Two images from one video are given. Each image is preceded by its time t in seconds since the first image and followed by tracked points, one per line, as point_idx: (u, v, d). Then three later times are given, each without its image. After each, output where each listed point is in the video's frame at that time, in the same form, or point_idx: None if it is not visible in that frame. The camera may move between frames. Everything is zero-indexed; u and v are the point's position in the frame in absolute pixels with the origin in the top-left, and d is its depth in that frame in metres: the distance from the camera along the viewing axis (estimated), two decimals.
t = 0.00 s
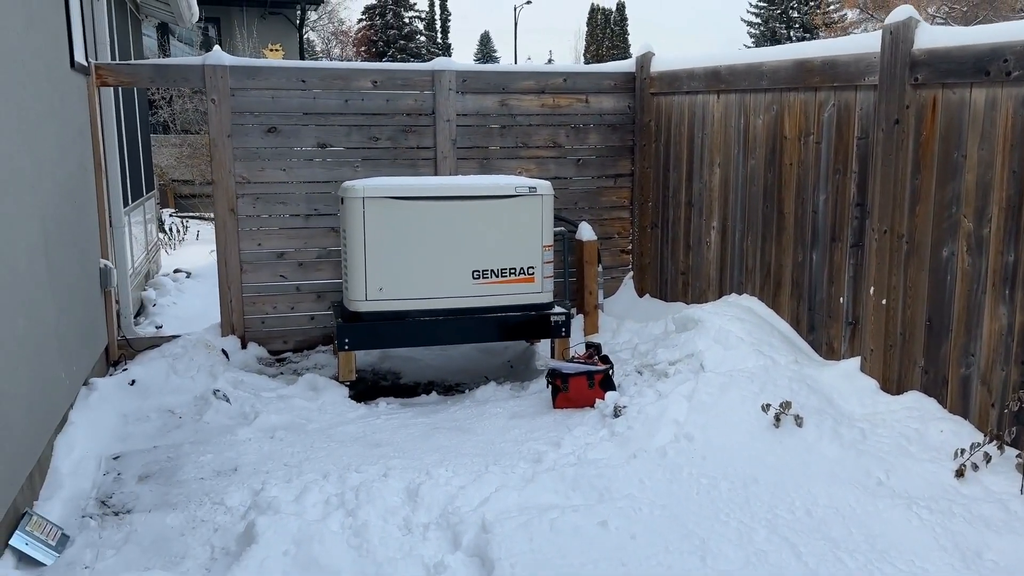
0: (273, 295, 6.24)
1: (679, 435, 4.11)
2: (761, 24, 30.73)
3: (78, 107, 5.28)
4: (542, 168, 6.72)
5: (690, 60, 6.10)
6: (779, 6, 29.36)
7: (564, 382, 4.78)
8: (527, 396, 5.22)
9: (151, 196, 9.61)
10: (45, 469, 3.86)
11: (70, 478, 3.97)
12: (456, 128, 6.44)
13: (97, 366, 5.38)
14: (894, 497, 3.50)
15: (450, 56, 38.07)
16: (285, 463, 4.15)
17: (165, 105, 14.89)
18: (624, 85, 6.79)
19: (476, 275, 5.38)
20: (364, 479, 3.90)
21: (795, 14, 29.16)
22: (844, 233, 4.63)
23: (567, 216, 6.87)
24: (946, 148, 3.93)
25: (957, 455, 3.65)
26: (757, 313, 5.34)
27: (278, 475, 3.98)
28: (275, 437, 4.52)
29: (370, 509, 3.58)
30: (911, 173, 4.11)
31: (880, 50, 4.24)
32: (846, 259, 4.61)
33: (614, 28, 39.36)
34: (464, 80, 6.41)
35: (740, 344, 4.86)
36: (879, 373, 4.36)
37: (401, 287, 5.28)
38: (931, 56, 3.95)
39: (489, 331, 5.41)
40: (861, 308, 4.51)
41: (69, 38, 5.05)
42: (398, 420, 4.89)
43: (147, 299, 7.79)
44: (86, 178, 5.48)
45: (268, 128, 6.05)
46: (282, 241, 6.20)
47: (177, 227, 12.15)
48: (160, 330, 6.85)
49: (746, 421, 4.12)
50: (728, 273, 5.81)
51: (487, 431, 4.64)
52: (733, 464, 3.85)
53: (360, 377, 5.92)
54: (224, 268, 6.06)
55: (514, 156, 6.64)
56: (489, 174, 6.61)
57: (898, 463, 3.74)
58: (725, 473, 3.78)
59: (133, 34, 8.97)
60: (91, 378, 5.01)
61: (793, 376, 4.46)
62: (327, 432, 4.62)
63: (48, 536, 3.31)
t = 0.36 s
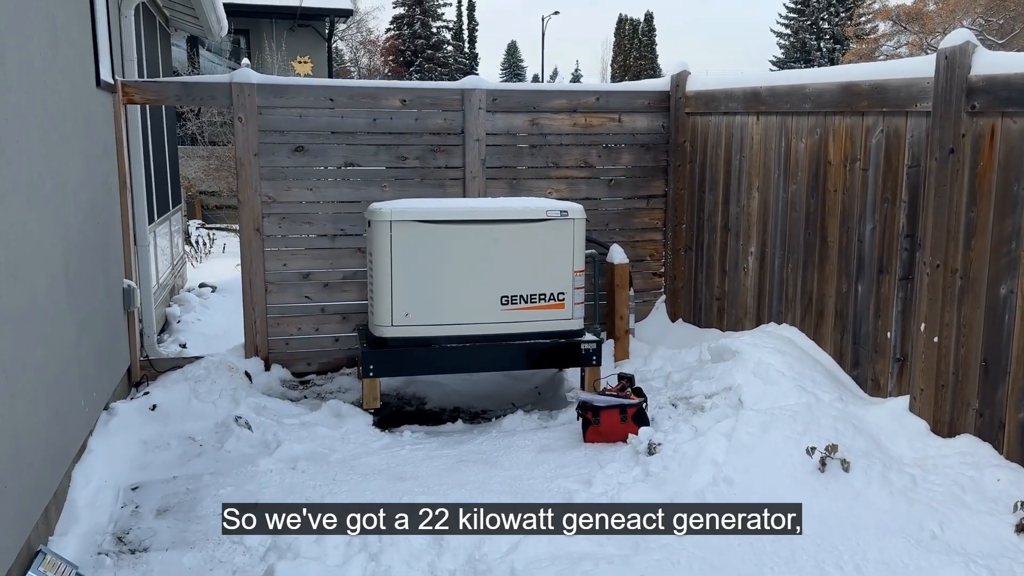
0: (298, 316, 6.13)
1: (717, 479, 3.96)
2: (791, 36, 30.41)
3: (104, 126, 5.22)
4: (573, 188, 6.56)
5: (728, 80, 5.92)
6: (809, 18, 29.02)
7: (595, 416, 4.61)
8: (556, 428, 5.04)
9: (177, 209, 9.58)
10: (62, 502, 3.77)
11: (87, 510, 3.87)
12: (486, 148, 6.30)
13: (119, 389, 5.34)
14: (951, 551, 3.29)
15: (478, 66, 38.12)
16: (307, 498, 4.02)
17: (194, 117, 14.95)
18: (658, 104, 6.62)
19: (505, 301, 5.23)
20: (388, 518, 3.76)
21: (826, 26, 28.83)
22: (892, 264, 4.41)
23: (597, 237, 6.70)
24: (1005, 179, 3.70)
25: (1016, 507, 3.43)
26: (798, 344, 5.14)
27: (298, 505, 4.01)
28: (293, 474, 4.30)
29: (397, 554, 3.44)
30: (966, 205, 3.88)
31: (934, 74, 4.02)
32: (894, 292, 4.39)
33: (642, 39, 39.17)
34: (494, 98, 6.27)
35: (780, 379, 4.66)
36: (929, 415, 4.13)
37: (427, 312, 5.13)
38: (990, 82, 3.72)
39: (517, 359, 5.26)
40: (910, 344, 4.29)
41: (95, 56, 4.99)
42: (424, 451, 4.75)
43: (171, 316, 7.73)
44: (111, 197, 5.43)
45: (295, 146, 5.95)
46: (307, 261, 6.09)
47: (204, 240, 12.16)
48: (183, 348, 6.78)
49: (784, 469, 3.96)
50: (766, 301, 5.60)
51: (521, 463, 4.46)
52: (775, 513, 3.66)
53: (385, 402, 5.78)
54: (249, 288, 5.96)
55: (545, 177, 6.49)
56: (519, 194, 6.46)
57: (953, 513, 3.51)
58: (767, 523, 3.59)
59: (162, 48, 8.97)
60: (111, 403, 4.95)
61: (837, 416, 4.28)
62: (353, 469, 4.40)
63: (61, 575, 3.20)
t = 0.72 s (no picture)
0: (283, 329, 5.97)
1: (709, 509, 3.76)
2: (795, 47, 30.30)
3: (82, 134, 5.08)
4: (568, 200, 6.40)
5: (727, 90, 5.76)
6: (813, 29, 28.97)
7: (586, 437, 4.42)
8: (546, 448, 4.85)
9: (168, 217, 9.44)
10: (23, 526, 3.59)
11: (50, 534, 3.69)
12: (478, 157, 6.14)
13: (95, 405, 5.18)
14: None
15: (481, 75, 38.12)
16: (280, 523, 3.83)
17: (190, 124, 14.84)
18: (655, 114, 6.46)
19: (494, 316, 5.06)
20: (365, 544, 3.57)
21: (830, 37, 28.71)
22: (895, 282, 4.24)
23: (593, 250, 6.53)
24: (1013, 195, 3.52)
25: None
26: (797, 363, 4.96)
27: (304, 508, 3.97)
28: (271, 496, 4.11)
29: None
30: (973, 221, 3.69)
31: (939, 85, 3.84)
32: (898, 310, 4.21)
33: (645, 49, 39.10)
34: (487, 107, 6.12)
35: (779, 399, 4.49)
36: (934, 440, 3.94)
37: (413, 327, 4.96)
38: (998, 93, 3.54)
39: (506, 376, 5.08)
40: (913, 365, 4.10)
41: (74, 62, 4.85)
42: (408, 471, 4.57)
43: (157, 327, 7.58)
44: (90, 207, 5.28)
45: (282, 155, 5.80)
46: (293, 273, 5.93)
47: (198, 249, 12.03)
48: (167, 361, 6.62)
49: (781, 496, 3.78)
50: (765, 317, 5.43)
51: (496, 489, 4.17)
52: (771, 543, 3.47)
53: (371, 419, 5.61)
54: (232, 300, 5.80)
55: (539, 187, 6.33)
56: (512, 205, 6.30)
57: (961, 545, 3.32)
58: (763, 554, 3.40)
59: (155, 55, 8.86)
60: (85, 420, 4.79)
61: (838, 440, 4.10)
62: (329, 491, 4.21)
63: None
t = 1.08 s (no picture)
0: (263, 339, 5.85)
1: (703, 516, 3.72)
2: (786, 55, 30.32)
3: (56, 138, 4.94)
4: (556, 208, 6.29)
5: (716, 98, 5.67)
6: (805, 38, 29.05)
7: (571, 452, 4.28)
8: (530, 463, 4.73)
9: (151, 223, 9.30)
10: None
11: (12, 553, 3.54)
12: (464, 165, 6.03)
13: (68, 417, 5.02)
14: None
15: (473, 82, 38.12)
16: (254, 542, 3.69)
17: (176, 129, 14.69)
18: (644, 122, 6.36)
19: (478, 327, 4.94)
20: (339, 565, 3.44)
21: (821, 46, 28.75)
22: (886, 294, 4.14)
23: (581, 259, 6.42)
24: (1008, 207, 3.42)
25: None
26: (787, 376, 4.86)
27: (293, 517, 3.97)
28: (245, 514, 3.98)
29: None
30: (966, 233, 3.60)
31: (932, 93, 3.75)
32: (889, 324, 4.11)
33: (637, 56, 39.12)
34: (473, 113, 6.01)
35: (768, 414, 4.38)
36: (926, 457, 3.83)
37: (395, 338, 4.84)
38: (992, 102, 3.44)
39: (490, 388, 4.96)
40: (906, 380, 4.00)
41: (47, 64, 4.72)
42: (388, 486, 4.44)
43: (137, 335, 7.43)
44: (64, 213, 5.14)
45: (262, 161, 5.68)
46: (274, 282, 5.80)
47: (182, 256, 11.87)
48: (144, 371, 6.47)
49: (769, 518, 3.66)
50: (755, 329, 5.33)
51: (479, 509, 4.04)
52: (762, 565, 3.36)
53: (352, 431, 5.49)
54: (211, 309, 5.66)
55: (526, 195, 6.22)
56: (498, 213, 6.19)
57: (956, 568, 3.20)
58: None
59: (137, 59, 8.74)
60: (55, 433, 4.64)
61: (828, 457, 3.99)
62: (302, 510, 4.04)
63: None
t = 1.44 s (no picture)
0: (257, 346, 5.78)
1: (703, 516, 3.75)
2: (775, 61, 30.47)
3: (48, 142, 4.87)
4: (552, 214, 6.26)
5: (714, 104, 5.65)
6: (794, 45, 29.21)
7: (571, 461, 4.23)
8: (529, 472, 4.68)
9: (142, 229, 9.22)
10: None
11: (4, 566, 3.45)
12: (460, 170, 5.99)
13: (58, 426, 4.94)
14: None
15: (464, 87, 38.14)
16: (250, 553, 3.62)
17: (166, 133, 14.59)
18: (641, 128, 6.35)
19: (476, 334, 4.89)
20: None
21: (810, 52, 28.90)
22: (888, 302, 4.12)
23: (577, 265, 6.39)
24: (1013, 214, 3.41)
25: None
26: (787, 384, 4.84)
27: (293, 517, 4.03)
28: (241, 518, 3.98)
29: None
30: (970, 240, 3.58)
31: (935, 100, 3.74)
32: (891, 331, 4.10)
33: (627, 63, 39.23)
34: (470, 119, 5.97)
35: (769, 422, 4.36)
36: (929, 466, 3.81)
37: (392, 345, 4.79)
38: (996, 109, 3.44)
39: (487, 396, 4.92)
40: (908, 388, 3.98)
41: (40, 67, 4.65)
42: (385, 496, 4.38)
43: (128, 342, 7.34)
44: (56, 218, 5.07)
45: (257, 166, 5.62)
46: (269, 288, 5.74)
47: (173, 261, 11.78)
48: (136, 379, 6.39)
49: (769, 518, 3.67)
50: (753, 336, 5.31)
51: (477, 512, 4.06)
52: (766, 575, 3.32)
53: (348, 440, 5.43)
54: (204, 316, 5.59)
55: (522, 202, 6.19)
56: (495, 219, 6.15)
57: None
58: None
59: (128, 63, 8.67)
60: (46, 441, 4.56)
61: (831, 466, 3.96)
62: (301, 511, 4.10)
63: None
